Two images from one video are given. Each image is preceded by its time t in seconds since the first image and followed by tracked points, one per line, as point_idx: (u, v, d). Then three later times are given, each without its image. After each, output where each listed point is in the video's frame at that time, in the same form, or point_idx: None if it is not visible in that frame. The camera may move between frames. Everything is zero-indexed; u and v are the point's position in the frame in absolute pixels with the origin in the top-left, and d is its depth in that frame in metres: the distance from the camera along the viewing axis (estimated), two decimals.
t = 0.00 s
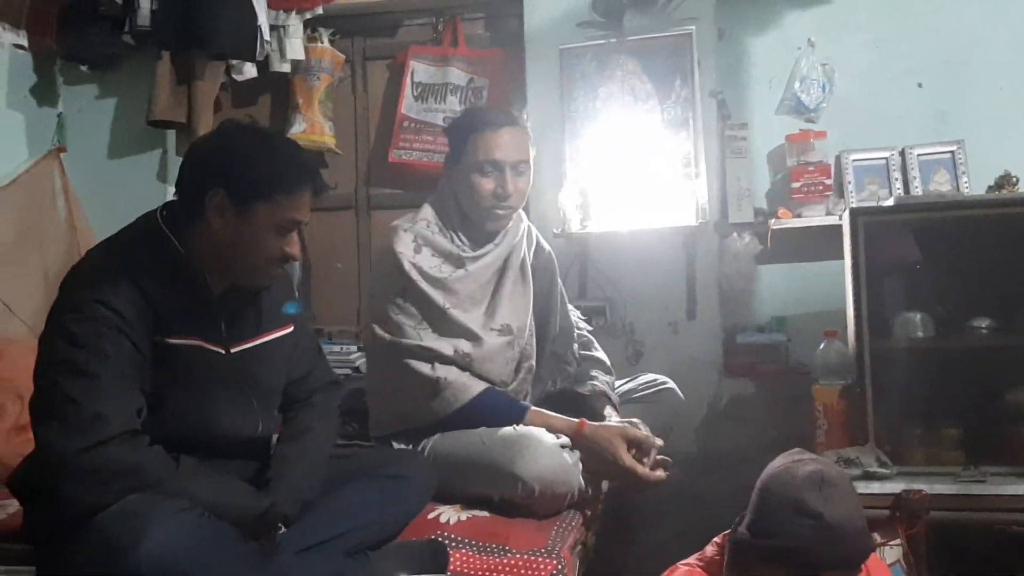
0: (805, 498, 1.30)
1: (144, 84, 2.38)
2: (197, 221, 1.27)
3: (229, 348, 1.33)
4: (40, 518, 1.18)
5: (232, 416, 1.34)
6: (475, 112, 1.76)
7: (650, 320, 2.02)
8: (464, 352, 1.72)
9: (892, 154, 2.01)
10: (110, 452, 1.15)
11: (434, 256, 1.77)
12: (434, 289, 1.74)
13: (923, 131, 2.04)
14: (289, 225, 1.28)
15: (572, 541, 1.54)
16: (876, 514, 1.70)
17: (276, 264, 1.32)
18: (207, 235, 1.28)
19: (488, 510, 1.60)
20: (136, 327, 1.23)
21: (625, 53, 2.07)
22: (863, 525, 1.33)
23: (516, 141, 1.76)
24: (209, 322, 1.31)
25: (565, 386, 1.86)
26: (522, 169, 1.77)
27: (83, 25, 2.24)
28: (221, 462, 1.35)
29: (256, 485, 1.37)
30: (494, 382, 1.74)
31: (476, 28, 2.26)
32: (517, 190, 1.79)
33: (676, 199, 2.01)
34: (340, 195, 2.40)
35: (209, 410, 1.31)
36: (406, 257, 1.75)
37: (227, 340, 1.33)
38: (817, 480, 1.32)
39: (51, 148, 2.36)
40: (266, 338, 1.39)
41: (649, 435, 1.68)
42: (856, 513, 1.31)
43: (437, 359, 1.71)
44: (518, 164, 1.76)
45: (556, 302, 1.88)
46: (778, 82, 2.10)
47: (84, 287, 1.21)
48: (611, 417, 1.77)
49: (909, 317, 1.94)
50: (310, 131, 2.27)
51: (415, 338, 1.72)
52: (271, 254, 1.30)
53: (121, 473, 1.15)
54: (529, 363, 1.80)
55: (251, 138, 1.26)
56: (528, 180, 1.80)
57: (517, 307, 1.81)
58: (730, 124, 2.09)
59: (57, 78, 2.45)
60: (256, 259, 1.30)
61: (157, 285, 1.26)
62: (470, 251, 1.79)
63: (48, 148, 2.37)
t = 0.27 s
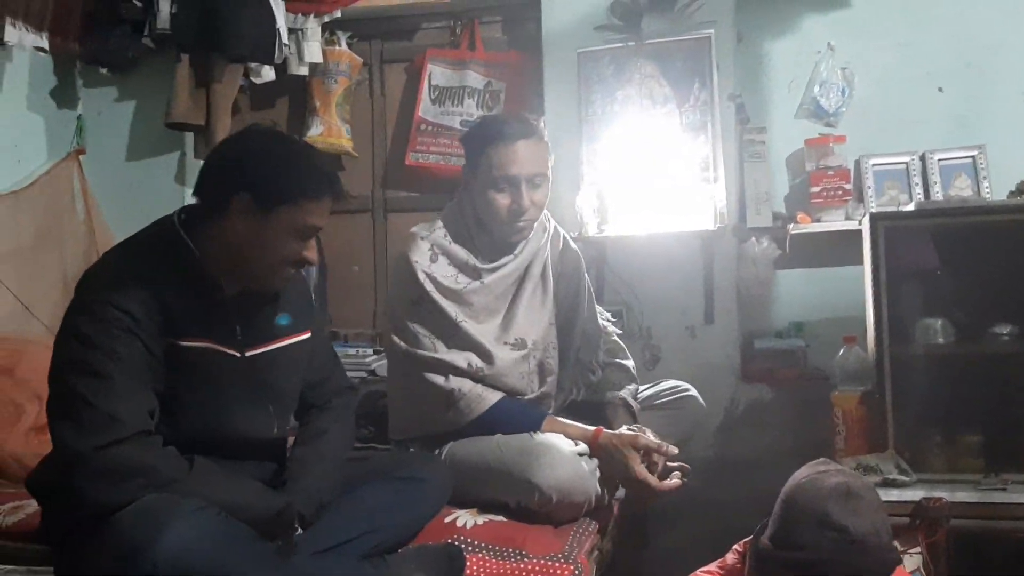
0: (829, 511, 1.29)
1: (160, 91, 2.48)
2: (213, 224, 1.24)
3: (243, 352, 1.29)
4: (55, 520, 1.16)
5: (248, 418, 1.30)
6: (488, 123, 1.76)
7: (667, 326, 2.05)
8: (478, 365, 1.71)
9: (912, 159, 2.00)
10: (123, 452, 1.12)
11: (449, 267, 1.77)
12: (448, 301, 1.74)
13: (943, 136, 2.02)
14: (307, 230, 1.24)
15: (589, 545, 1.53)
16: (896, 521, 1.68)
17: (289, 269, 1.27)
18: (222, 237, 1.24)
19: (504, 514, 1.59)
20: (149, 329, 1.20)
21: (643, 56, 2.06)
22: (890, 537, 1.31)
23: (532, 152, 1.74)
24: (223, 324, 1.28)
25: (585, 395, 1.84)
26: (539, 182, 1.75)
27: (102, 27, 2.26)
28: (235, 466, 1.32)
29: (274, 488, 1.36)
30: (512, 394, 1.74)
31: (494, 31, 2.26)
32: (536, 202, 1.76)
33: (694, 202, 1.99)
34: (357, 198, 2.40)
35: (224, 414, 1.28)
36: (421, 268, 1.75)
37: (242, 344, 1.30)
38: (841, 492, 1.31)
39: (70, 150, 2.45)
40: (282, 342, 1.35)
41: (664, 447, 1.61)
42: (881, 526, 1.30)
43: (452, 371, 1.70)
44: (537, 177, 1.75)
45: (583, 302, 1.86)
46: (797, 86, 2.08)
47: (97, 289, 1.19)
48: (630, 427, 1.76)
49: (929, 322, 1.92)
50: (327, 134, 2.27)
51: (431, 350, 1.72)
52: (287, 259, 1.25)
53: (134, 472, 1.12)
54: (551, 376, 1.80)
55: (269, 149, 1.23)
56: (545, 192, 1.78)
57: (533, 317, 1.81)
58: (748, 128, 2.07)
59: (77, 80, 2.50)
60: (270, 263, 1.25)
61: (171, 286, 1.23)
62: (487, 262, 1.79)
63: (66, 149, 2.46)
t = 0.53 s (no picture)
0: (847, 518, 1.28)
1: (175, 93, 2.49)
2: (262, 230, 1.25)
3: (281, 360, 1.30)
4: (76, 514, 1.15)
5: (277, 426, 1.30)
6: (503, 124, 1.73)
7: (681, 329, 2.05)
8: (489, 370, 1.72)
9: (928, 162, 1.99)
10: (150, 454, 1.12)
11: (460, 272, 1.77)
12: (460, 305, 1.74)
13: (960, 139, 2.01)
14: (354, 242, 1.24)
15: (601, 547, 1.53)
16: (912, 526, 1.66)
17: (334, 280, 1.27)
18: (267, 245, 1.25)
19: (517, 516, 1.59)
20: (188, 332, 1.20)
21: (658, 58, 2.06)
22: (908, 545, 1.30)
23: (548, 156, 1.72)
24: (262, 333, 1.29)
25: (597, 399, 1.84)
26: (552, 188, 1.73)
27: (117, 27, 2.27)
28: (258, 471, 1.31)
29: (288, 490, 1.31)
30: (525, 398, 1.74)
31: (508, 33, 2.26)
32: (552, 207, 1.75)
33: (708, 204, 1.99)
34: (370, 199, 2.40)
35: (255, 421, 1.27)
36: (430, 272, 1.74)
37: (280, 353, 1.31)
38: (859, 499, 1.30)
39: (86, 151, 2.45)
40: (319, 355, 1.36)
41: (678, 443, 1.61)
42: (900, 534, 1.29)
43: (464, 376, 1.69)
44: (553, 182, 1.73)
45: (597, 301, 1.87)
46: (811, 89, 2.07)
47: (138, 287, 1.19)
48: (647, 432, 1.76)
49: (946, 326, 1.90)
50: (342, 134, 2.30)
51: (443, 354, 1.71)
52: (332, 269, 1.26)
53: (159, 475, 1.12)
54: (564, 380, 1.80)
55: (316, 155, 1.24)
56: (558, 198, 1.76)
57: (545, 322, 1.81)
58: (763, 130, 2.06)
59: (93, 81, 2.51)
60: (315, 272, 1.26)
61: (209, 290, 1.23)
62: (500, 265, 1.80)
63: (82, 150, 2.47)
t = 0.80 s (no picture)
0: (857, 522, 1.28)
1: (187, 96, 2.51)
2: (287, 238, 1.26)
3: (302, 366, 1.29)
4: (92, 512, 1.13)
5: (297, 432, 1.27)
6: (510, 125, 1.74)
7: (692, 331, 2.04)
8: (498, 370, 1.71)
9: (940, 163, 1.98)
10: (171, 456, 1.10)
11: (468, 273, 1.76)
12: (468, 305, 1.74)
13: (971, 140, 2.00)
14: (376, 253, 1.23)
15: (610, 549, 1.53)
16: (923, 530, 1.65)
17: (353, 291, 1.27)
18: (291, 252, 1.25)
19: (526, 518, 1.59)
20: (213, 334, 1.18)
21: (669, 59, 2.06)
22: (918, 550, 1.29)
23: (555, 157, 1.72)
24: (285, 338, 1.28)
25: (606, 400, 1.84)
26: (560, 189, 1.73)
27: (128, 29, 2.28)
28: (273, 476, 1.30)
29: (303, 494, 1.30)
30: (533, 399, 1.74)
31: (518, 34, 2.27)
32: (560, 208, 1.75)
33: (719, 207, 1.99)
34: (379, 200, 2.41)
35: (275, 427, 1.25)
36: (438, 273, 1.74)
37: (302, 359, 1.30)
38: (868, 502, 1.30)
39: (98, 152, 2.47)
40: (339, 361, 1.35)
41: (690, 441, 1.60)
42: (912, 539, 1.29)
43: (471, 376, 1.70)
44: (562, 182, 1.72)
45: (606, 304, 1.87)
46: (824, 89, 2.07)
47: (164, 286, 1.17)
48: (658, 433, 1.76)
49: (958, 329, 1.89)
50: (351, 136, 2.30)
51: (451, 355, 1.72)
52: (352, 279, 1.25)
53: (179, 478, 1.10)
54: (573, 380, 1.79)
55: (339, 162, 1.22)
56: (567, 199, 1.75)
57: (553, 322, 1.80)
58: (773, 132, 2.06)
59: (104, 83, 2.53)
60: (335, 282, 1.26)
61: (234, 292, 1.21)
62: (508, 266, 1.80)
63: (94, 152, 2.48)
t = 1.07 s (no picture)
0: (865, 521, 1.28)
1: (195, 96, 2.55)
2: (256, 228, 1.25)
3: (285, 358, 1.29)
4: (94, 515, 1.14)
5: (289, 423, 1.29)
6: (522, 124, 1.74)
7: (698, 331, 2.04)
8: (508, 367, 1.70)
9: (948, 163, 1.97)
10: (163, 452, 1.11)
11: (477, 271, 1.76)
12: (478, 303, 1.74)
13: (979, 140, 2.00)
14: (343, 239, 1.23)
15: (616, 548, 1.54)
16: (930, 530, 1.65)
17: (324, 278, 1.26)
18: (263, 241, 1.24)
19: (532, 516, 1.59)
20: (194, 329, 1.19)
21: (675, 59, 2.06)
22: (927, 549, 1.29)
23: (565, 156, 1.72)
24: (268, 330, 1.28)
25: (614, 399, 1.84)
26: (569, 188, 1.73)
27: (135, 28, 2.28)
28: (270, 469, 1.32)
29: (303, 489, 1.32)
30: (541, 397, 1.72)
31: (525, 34, 2.27)
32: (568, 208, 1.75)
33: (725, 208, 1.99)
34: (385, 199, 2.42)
35: (266, 418, 1.27)
36: (450, 269, 1.75)
37: (284, 350, 1.30)
38: (877, 501, 1.30)
39: (106, 151, 2.49)
40: (323, 352, 1.35)
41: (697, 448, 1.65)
42: (919, 538, 1.28)
43: (481, 372, 1.69)
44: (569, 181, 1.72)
45: (611, 305, 1.86)
46: (831, 88, 2.07)
47: (145, 286, 1.18)
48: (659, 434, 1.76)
49: (965, 328, 1.89)
50: (358, 135, 2.30)
51: (460, 351, 1.72)
52: (321, 267, 1.25)
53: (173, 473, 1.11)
54: (579, 379, 1.79)
55: (304, 148, 1.23)
56: (576, 198, 1.75)
57: (561, 321, 1.80)
58: (781, 131, 2.05)
59: (112, 82, 2.54)
60: (305, 270, 1.25)
61: (215, 287, 1.23)
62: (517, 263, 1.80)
63: (102, 151, 2.50)
